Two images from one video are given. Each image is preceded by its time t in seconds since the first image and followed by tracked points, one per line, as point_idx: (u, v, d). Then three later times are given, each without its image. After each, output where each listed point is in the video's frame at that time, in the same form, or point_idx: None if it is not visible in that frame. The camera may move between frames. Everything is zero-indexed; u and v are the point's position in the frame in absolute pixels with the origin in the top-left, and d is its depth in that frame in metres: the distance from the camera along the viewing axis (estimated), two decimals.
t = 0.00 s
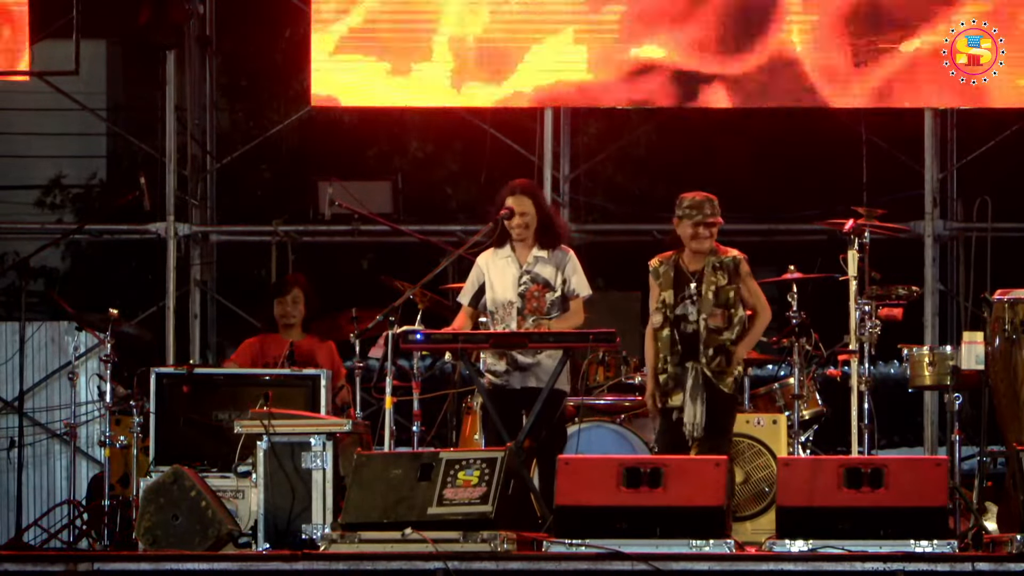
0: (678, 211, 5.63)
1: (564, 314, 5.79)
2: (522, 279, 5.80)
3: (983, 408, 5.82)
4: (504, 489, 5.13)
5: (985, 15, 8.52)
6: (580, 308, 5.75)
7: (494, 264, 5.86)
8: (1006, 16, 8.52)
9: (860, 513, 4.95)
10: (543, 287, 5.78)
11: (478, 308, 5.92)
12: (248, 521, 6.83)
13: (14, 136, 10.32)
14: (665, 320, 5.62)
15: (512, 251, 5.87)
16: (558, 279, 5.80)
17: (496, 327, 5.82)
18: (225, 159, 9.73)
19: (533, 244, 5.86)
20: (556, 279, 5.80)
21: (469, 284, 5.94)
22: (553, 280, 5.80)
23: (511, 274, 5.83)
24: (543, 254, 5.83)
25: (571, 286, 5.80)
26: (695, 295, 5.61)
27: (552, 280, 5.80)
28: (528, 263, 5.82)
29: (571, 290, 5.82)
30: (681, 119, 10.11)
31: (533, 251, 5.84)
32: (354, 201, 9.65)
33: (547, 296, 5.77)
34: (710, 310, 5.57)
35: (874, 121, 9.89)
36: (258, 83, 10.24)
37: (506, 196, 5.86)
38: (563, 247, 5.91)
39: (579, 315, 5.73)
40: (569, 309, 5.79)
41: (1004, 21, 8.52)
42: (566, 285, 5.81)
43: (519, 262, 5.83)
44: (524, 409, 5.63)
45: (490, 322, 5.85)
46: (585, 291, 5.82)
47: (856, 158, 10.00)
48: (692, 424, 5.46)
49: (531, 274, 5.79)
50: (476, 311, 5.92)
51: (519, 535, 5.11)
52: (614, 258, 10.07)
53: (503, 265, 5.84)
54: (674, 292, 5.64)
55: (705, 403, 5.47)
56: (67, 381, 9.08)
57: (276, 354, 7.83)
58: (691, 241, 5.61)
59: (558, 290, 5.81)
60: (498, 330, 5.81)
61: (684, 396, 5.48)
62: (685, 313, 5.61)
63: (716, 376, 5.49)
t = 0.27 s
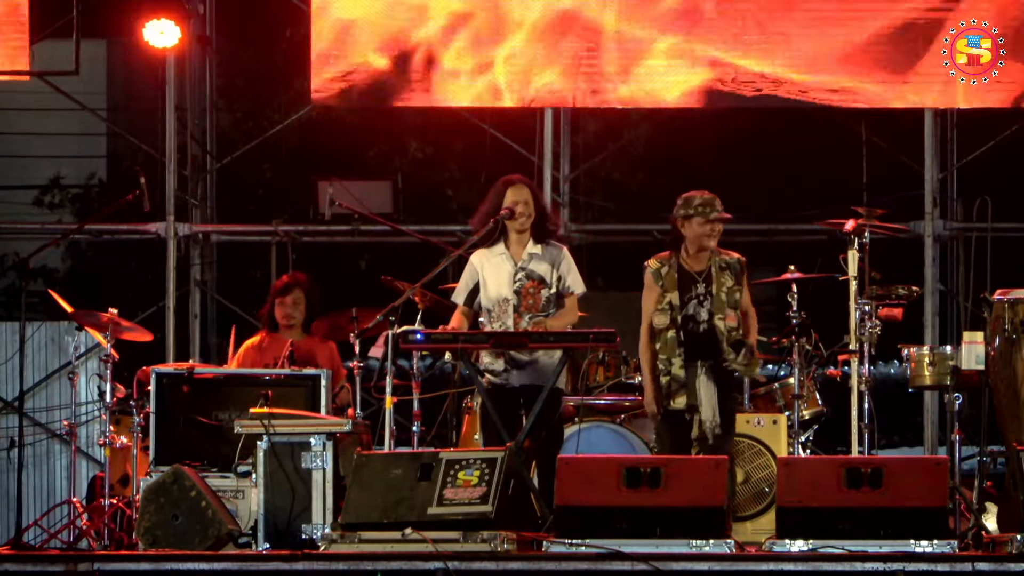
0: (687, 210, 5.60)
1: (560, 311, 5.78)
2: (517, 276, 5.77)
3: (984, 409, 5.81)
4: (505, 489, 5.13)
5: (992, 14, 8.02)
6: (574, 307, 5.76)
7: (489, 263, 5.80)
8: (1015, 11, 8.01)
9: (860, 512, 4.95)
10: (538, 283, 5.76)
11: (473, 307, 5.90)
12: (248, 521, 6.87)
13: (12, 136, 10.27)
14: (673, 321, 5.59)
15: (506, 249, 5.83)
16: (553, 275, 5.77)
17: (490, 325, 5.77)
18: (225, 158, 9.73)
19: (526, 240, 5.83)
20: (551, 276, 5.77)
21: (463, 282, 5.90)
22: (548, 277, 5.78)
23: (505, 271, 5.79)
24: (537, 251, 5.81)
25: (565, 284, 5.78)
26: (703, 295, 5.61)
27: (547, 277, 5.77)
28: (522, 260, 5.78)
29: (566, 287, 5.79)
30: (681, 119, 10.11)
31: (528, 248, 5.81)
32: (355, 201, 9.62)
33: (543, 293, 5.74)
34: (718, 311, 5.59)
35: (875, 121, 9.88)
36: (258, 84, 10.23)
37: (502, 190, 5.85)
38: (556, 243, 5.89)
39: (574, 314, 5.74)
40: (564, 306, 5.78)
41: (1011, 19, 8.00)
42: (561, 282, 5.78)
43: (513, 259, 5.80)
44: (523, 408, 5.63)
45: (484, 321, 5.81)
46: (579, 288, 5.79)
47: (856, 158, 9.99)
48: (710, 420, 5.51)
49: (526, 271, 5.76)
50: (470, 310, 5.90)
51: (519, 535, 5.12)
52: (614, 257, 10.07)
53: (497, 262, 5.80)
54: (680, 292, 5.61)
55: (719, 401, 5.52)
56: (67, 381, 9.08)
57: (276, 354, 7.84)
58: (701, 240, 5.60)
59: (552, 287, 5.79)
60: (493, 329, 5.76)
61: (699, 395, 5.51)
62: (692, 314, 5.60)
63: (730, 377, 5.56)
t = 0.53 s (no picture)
0: (697, 210, 5.57)
1: (555, 309, 5.79)
2: (513, 275, 5.76)
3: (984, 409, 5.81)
4: (504, 489, 5.14)
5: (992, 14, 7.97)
6: (570, 305, 5.77)
7: (484, 261, 5.80)
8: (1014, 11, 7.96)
9: (860, 513, 4.95)
10: (534, 282, 5.76)
11: (467, 306, 5.87)
12: (249, 520, 6.83)
13: (13, 136, 10.30)
14: (685, 322, 5.56)
15: (501, 247, 5.83)
16: (549, 274, 5.78)
17: (486, 324, 5.76)
18: (225, 159, 9.73)
19: (522, 238, 5.83)
20: (547, 275, 5.77)
21: (457, 281, 5.87)
22: (544, 275, 5.78)
23: (501, 270, 5.78)
24: (532, 249, 5.81)
25: (562, 283, 5.78)
26: (712, 295, 5.61)
27: (543, 276, 5.77)
28: (518, 259, 5.78)
29: (562, 285, 5.79)
30: (681, 119, 10.10)
31: (523, 246, 5.81)
32: (356, 201, 9.60)
33: (539, 292, 5.75)
34: (726, 310, 5.61)
35: (875, 121, 9.89)
36: (258, 83, 10.23)
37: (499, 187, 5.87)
38: (551, 240, 5.88)
39: (570, 313, 5.75)
40: (560, 305, 5.79)
41: (1010, 19, 7.96)
42: (557, 281, 5.78)
43: (509, 258, 5.79)
44: (522, 408, 5.63)
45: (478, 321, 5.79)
46: (574, 286, 5.79)
47: (856, 158, 9.99)
48: (726, 419, 5.50)
49: (522, 270, 5.76)
50: (464, 309, 5.87)
51: (519, 535, 5.13)
52: (614, 257, 10.07)
53: (493, 262, 5.79)
54: (690, 292, 5.58)
55: (732, 399, 5.53)
56: (67, 381, 9.08)
57: (274, 355, 7.83)
58: (710, 240, 5.60)
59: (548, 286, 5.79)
60: (489, 328, 5.75)
61: (716, 394, 5.51)
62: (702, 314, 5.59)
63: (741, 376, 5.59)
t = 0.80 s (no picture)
0: (726, 210, 5.52)
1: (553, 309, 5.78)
2: (510, 274, 5.76)
3: (984, 409, 5.81)
4: (504, 489, 5.12)
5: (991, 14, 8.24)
6: (568, 305, 5.77)
7: (481, 260, 5.80)
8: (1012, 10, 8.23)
9: (860, 513, 4.95)
10: (532, 282, 5.75)
11: (465, 306, 5.84)
12: (248, 520, 6.82)
13: (15, 136, 10.31)
14: (708, 321, 5.49)
15: (498, 247, 5.83)
16: (546, 273, 5.77)
17: (482, 324, 5.76)
18: (224, 158, 9.74)
19: (518, 238, 5.83)
20: (544, 274, 5.77)
21: (453, 281, 5.85)
22: (541, 275, 5.78)
23: (497, 269, 5.79)
24: (529, 249, 5.81)
25: (559, 282, 5.77)
26: (736, 296, 5.53)
27: (540, 275, 5.77)
28: (515, 258, 5.78)
29: (559, 285, 5.79)
30: (681, 119, 10.10)
31: (520, 246, 5.81)
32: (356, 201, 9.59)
33: (536, 291, 5.75)
34: (747, 312, 5.55)
35: (875, 121, 9.88)
36: (258, 83, 10.23)
37: (496, 186, 5.86)
38: (548, 240, 5.89)
39: (567, 313, 5.74)
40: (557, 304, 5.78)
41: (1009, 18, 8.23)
42: (554, 280, 5.78)
43: (506, 258, 5.79)
44: (521, 408, 5.62)
45: (475, 320, 5.79)
46: (571, 285, 5.79)
47: (855, 158, 9.99)
48: (743, 426, 5.41)
49: (519, 270, 5.76)
50: (462, 309, 5.83)
51: (519, 535, 5.10)
52: (614, 257, 10.07)
53: (489, 262, 5.79)
54: (715, 292, 5.51)
55: (750, 405, 5.45)
56: (67, 381, 9.09)
57: (272, 355, 7.83)
58: (735, 242, 5.55)
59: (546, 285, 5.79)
60: (485, 328, 5.74)
61: (735, 399, 5.43)
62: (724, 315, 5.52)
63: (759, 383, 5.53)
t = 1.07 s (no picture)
0: (767, 212, 5.58)
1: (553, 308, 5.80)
2: (510, 275, 5.76)
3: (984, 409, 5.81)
4: (504, 489, 5.13)
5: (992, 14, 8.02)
6: (567, 305, 5.77)
7: (480, 260, 5.79)
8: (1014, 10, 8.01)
9: (860, 513, 4.95)
10: (531, 282, 5.76)
11: (465, 306, 5.84)
12: (248, 520, 6.86)
13: (16, 136, 10.31)
14: (749, 321, 5.53)
15: (498, 246, 5.82)
16: (545, 274, 5.78)
17: (482, 324, 5.76)
18: (224, 158, 9.74)
19: (518, 238, 5.82)
20: (543, 274, 5.77)
21: (452, 282, 5.83)
22: (541, 275, 5.78)
23: (497, 269, 5.78)
24: (529, 249, 5.80)
25: (559, 283, 5.78)
26: (775, 298, 5.58)
27: (539, 275, 5.77)
28: (515, 259, 5.78)
29: (559, 285, 5.79)
30: (680, 119, 10.11)
31: (520, 246, 5.81)
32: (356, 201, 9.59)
33: (535, 292, 5.75)
34: (786, 314, 5.59)
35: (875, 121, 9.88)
36: (257, 83, 10.23)
37: (495, 186, 5.85)
38: (548, 240, 5.89)
39: (567, 312, 5.74)
40: (557, 305, 5.78)
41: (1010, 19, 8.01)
42: (554, 281, 5.78)
43: (506, 258, 5.79)
44: (521, 408, 5.62)
45: (475, 320, 5.79)
46: (570, 285, 5.80)
47: (855, 158, 9.99)
48: (775, 429, 5.47)
49: (519, 270, 5.76)
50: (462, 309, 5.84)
51: (519, 535, 5.12)
52: (614, 257, 10.07)
53: (489, 263, 5.79)
54: (756, 293, 5.55)
55: (784, 407, 5.51)
56: (67, 381, 9.09)
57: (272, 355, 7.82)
58: (774, 245, 5.59)
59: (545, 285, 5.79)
60: (486, 328, 5.75)
61: (770, 400, 5.49)
62: (764, 315, 5.55)
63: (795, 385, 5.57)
